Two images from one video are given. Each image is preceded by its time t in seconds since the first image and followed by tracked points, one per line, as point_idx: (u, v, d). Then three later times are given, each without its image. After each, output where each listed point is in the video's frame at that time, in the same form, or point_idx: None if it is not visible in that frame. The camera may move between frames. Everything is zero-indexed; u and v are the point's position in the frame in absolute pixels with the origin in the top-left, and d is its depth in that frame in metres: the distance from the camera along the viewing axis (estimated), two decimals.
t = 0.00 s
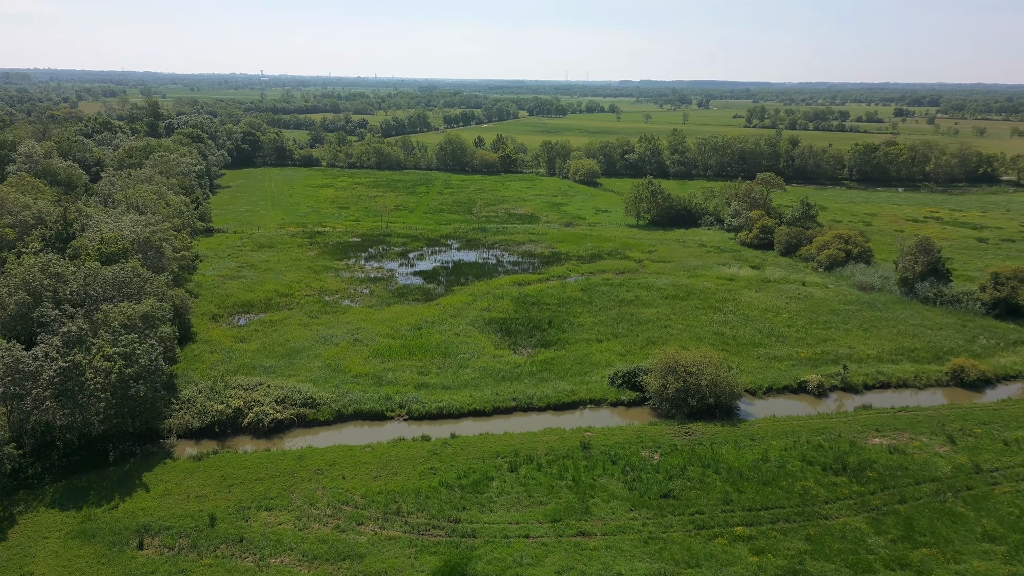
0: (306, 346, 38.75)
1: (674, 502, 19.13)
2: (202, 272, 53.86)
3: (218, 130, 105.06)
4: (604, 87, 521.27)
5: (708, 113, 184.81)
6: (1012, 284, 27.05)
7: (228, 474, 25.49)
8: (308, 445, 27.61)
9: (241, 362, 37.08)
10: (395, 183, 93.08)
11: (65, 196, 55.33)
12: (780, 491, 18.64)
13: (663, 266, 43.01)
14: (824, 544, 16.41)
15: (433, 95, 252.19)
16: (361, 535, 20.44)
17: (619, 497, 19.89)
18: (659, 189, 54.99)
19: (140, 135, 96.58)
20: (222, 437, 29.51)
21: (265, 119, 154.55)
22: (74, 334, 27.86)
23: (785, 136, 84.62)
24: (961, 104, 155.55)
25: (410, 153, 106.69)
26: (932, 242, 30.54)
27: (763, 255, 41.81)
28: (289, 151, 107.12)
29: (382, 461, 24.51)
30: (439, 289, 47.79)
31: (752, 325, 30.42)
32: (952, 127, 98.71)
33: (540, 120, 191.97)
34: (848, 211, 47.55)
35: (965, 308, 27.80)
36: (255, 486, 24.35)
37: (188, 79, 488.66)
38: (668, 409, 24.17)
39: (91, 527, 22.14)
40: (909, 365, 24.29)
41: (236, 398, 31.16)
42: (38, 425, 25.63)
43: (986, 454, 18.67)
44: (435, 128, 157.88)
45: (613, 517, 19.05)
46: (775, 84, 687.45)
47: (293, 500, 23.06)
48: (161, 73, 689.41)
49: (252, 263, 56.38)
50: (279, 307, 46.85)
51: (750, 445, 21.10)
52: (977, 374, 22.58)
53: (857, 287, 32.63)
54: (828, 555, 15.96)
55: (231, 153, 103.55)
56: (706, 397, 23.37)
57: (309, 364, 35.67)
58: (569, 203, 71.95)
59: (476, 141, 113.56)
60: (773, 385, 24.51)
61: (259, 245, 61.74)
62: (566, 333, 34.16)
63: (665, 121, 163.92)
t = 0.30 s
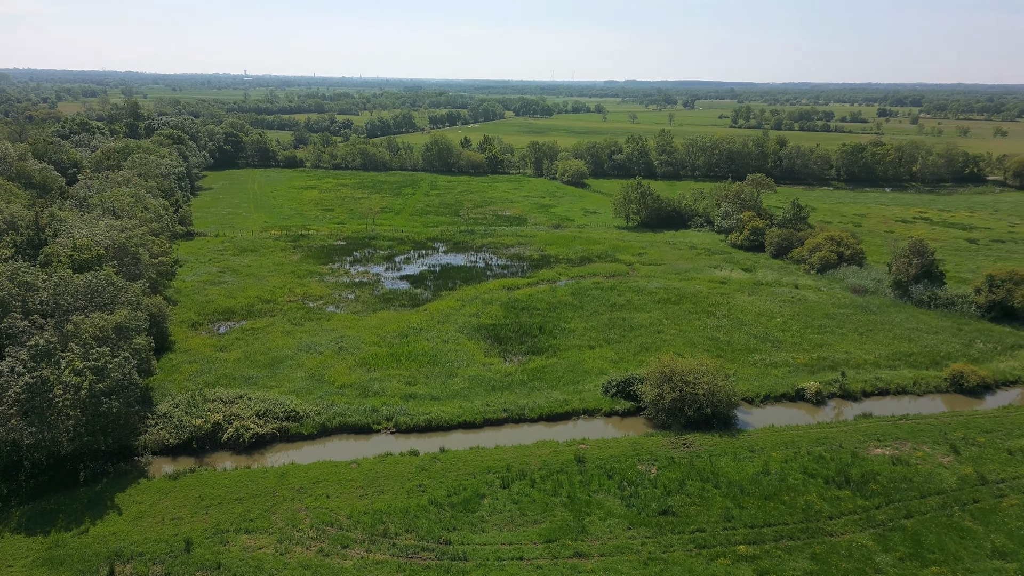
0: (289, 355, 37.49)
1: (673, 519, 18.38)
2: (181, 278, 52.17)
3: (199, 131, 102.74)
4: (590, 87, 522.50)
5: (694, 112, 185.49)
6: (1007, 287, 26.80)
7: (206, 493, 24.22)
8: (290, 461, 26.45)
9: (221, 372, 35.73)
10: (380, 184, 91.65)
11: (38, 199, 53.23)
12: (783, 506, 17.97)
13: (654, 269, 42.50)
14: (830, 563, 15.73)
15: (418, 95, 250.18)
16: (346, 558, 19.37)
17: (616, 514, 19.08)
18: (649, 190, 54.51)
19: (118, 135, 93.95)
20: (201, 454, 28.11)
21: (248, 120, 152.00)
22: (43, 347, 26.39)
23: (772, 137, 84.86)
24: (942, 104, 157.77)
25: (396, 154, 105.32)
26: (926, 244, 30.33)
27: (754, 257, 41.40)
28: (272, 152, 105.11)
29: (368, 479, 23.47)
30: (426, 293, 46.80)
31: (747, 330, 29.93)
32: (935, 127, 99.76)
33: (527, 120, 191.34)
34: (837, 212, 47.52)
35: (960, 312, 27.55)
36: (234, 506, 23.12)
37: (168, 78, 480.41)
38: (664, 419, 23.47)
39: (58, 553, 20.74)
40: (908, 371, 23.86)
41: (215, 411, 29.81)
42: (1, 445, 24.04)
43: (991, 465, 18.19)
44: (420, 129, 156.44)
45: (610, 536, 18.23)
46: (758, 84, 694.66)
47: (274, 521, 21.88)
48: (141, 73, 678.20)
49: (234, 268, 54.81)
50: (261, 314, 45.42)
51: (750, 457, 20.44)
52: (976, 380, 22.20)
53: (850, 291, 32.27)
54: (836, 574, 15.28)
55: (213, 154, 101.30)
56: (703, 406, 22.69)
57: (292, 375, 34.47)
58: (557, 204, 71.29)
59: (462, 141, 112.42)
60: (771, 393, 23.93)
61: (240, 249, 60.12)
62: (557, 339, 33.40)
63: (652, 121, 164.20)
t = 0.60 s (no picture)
0: (271, 365, 36.21)
1: (673, 538, 17.62)
2: (159, 284, 50.44)
3: (179, 131, 100.35)
4: (576, 87, 523.39)
5: (680, 112, 186.12)
6: (1002, 291, 26.57)
7: (182, 513, 22.87)
8: (271, 479, 25.24)
9: (200, 384, 34.35)
10: (366, 186, 90.17)
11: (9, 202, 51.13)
12: (786, 523, 17.29)
13: (645, 272, 41.97)
14: None
15: (404, 95, 248.29)
16: None
17: (614, 533, 18.26)
18: (638, 192, 54.03)
19: (96, 136, 91.37)
20: (177, 472, 26.47)
21: (231, 121, 149.27)
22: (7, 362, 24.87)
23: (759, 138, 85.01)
24: (925, 105, 159.93)
25: (382, 155, 103.91)
26: (920, 247, 30.13)
27: (745, 260, 41.03)
28: (255, 153, 103.03)
29: (354, 497, 22.40)
30: (413, 298, 45.76)
31: (741, 335, 29.42)
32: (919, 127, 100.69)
33: (514, 120, 190.34)
34: (827, 213, 47.50)
35: (954, 315, 27.30)
36: (212, 528, 21.82)
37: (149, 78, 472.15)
38: (660, 431, 22.76)
39: None
40: (906, 377, 23.44)
41: (192, 425, 28.42)
42: None
43: (996, 476, 17.72)
44: (406, 129, 154.83)
45: (608, 557, 17.41)
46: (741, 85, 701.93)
47: (254, 545, 20.64)
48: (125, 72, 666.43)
49: (215, 273, 53.19)
50: (242, 321, 43.97)
51: (750, 471, 19.77)
52: (976, 387, 21.81)
53: (844, 295, 31.95)
54: None
55: (194, 156, 98.95)
56: (700, 417, 21.99)
57: (275, 386, 33.23)
58: (545, 206, 70.59)
59: (449, 142, 111.23)
60: (768, 402, 23.34)
61: (221, 254, 58.44)
62: (548, 346, 32.62)
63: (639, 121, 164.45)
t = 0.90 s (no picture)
0: (253, 376, 34.90)
1: (674, 558, 16.84)
2: (137, 290, 48.64)
3: (159, 132, 97.83)
4: (562, 87, 523.65)
5: (666, 112, 186.57)
6: (999, 293, 26.33)
7: (156, 536, 21.49)
8: (252, 499, 24.01)
9: (178, 396, 32.90)
10: (351, 187, 88.65)
11: None
12: (791, 541, 16.59)
13: (636, 276, 41.41)
14: None
15: (389, 95, 245.74)
16: None
17: (613, 554, 17.41)
18: (627, 193, 53.47)
19: (71, 137, 88.64)
20: (153, 491, 24.97)
21: (213, 121, 146.31)
22: None
23: (746, 138, 85.15)
24: (908, 105, 162.06)
25: (367, 156, 102.38)
26: (914, 249, 29.90)
27: (737, 263, 40.62)
28: (238, 155, 100.88)
29: (339, 518, 21.30)
30: (400, 304, 44.73)
31: (736, 341, 28.90)
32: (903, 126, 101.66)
33: (500, 119, 189.37)
34: (817, 214, 47.47)
35: (950, 318, 27.03)
36: (188, 553, 20.48)
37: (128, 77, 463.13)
38: (657, 443, 22.03)
39: None
40: (906, 383, 23.00)
41: (168, 441, 26.98)
42: None
43: (1003, 487, 17.25)
44: (392, 129, 153.14)
45: None
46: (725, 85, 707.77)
47: (234, 571, 19.41)
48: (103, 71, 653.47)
49: (196, 279, 51.53)
50: (224, 329, 42.50)
51: (752, 484, 19.10)
52: (977, 393, 21.42)
53: (838, 298, 31.61)
54: None
55: (175, 157, 96.50)
56: (699, 428, 21.29)
57: (256, 398, 31.97)
58: (533, 208, 69.89)
59: (435, 142, 109.98)
60: (767, 411, 22.73)
61: (202, 258, 56.71)
62: (540, 353, 31.86)
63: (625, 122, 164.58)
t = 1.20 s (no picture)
0: (234, 387, 33.57)
1: None
2: (113, 296, 46.82)
3: (139, 133, 95.24)
4: (548, 87, 523.66)
5: (652, 112, 186.92)
6: (995, 296, 26.09)
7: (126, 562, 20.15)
8: (231, 520, 22.75)
9: (154, 410, 31.41)
10: (336, 189, 87.02)
11: None
12: (797, 560, 15.91)
13: (627, 279, 40.83)
14: None
15: (374, 95, 243.25)
16: None
17: None
18: (617, 194, 52.89)
19: (46, 137, 85.80)
20: (126, 513, 23.47)
21: (194, 121, 143.24)
22: None
23: (734, 138, 85.19)
24: (891, 105, 163.98)
25: (352, 157, 100.75)
26: (908, 251, 29.65)
27: (728, 265, 40.20)
28: (220, 156, 98.58)
29: (323, 540, 20.22)
30: (387, 309, 43.63)
31: (731, 346, 28.35)
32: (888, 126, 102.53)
33: (487, 119, 188.24)
34: (807, 215, 47.34)
35: (946, 322, 26.78)
36: None
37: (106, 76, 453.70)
38: (654, 455, 21.30)
39: None
40: (905, 390, 22.57)
41: (143, 458, 25.51)
42: None
43: (1009, 499, 16.79)
44: (378, 129, 151.30)
45: None
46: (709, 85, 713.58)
47: None
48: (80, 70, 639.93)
49: (175, 285, 49.82)
50: (204, 338, 40.98)
51: (754, 499, 18.41)
52: (978, 400, 21.03)
53: (832, 301, 31.26)
54: None
55: (156, 158, 93.98)
56: (697, 440, 20.61)
57: (237, 411, 30.66)
58: (521, 209, 69.10)
59: (421, 142, 108.63)
60: (765, 420, 22.12)
61: (182, 263, 54.93)
62: (531, 360, 31.05)
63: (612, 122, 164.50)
